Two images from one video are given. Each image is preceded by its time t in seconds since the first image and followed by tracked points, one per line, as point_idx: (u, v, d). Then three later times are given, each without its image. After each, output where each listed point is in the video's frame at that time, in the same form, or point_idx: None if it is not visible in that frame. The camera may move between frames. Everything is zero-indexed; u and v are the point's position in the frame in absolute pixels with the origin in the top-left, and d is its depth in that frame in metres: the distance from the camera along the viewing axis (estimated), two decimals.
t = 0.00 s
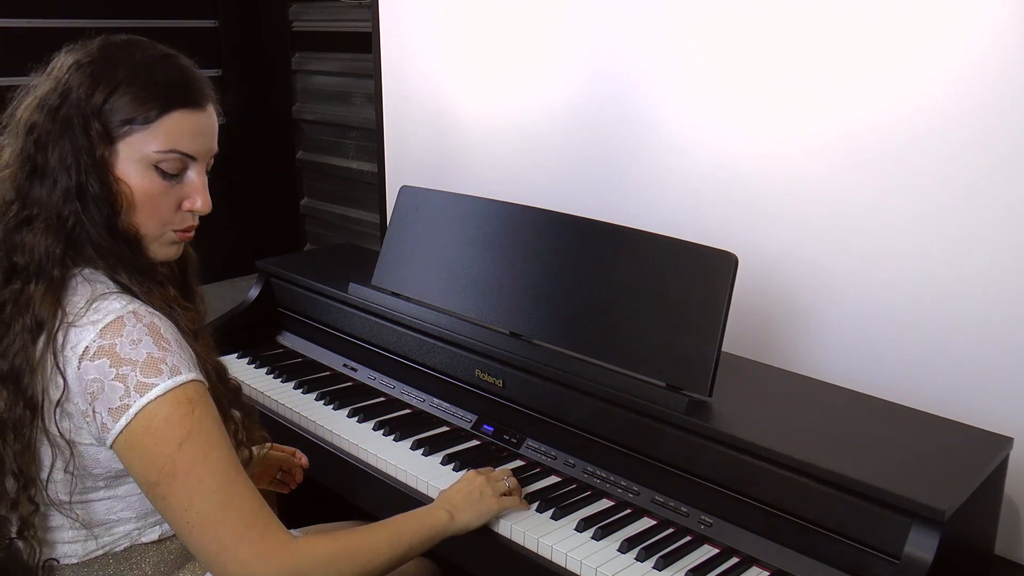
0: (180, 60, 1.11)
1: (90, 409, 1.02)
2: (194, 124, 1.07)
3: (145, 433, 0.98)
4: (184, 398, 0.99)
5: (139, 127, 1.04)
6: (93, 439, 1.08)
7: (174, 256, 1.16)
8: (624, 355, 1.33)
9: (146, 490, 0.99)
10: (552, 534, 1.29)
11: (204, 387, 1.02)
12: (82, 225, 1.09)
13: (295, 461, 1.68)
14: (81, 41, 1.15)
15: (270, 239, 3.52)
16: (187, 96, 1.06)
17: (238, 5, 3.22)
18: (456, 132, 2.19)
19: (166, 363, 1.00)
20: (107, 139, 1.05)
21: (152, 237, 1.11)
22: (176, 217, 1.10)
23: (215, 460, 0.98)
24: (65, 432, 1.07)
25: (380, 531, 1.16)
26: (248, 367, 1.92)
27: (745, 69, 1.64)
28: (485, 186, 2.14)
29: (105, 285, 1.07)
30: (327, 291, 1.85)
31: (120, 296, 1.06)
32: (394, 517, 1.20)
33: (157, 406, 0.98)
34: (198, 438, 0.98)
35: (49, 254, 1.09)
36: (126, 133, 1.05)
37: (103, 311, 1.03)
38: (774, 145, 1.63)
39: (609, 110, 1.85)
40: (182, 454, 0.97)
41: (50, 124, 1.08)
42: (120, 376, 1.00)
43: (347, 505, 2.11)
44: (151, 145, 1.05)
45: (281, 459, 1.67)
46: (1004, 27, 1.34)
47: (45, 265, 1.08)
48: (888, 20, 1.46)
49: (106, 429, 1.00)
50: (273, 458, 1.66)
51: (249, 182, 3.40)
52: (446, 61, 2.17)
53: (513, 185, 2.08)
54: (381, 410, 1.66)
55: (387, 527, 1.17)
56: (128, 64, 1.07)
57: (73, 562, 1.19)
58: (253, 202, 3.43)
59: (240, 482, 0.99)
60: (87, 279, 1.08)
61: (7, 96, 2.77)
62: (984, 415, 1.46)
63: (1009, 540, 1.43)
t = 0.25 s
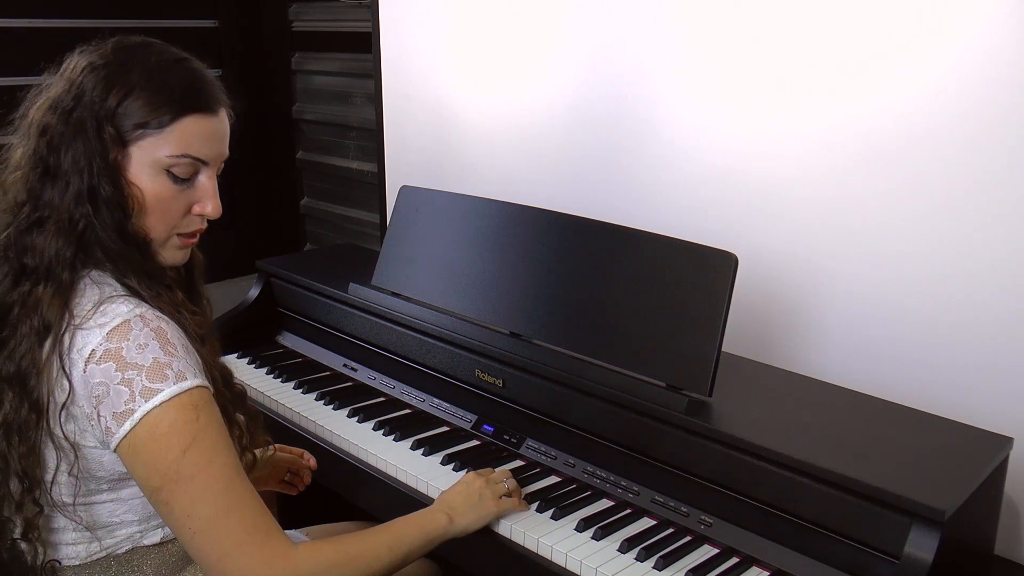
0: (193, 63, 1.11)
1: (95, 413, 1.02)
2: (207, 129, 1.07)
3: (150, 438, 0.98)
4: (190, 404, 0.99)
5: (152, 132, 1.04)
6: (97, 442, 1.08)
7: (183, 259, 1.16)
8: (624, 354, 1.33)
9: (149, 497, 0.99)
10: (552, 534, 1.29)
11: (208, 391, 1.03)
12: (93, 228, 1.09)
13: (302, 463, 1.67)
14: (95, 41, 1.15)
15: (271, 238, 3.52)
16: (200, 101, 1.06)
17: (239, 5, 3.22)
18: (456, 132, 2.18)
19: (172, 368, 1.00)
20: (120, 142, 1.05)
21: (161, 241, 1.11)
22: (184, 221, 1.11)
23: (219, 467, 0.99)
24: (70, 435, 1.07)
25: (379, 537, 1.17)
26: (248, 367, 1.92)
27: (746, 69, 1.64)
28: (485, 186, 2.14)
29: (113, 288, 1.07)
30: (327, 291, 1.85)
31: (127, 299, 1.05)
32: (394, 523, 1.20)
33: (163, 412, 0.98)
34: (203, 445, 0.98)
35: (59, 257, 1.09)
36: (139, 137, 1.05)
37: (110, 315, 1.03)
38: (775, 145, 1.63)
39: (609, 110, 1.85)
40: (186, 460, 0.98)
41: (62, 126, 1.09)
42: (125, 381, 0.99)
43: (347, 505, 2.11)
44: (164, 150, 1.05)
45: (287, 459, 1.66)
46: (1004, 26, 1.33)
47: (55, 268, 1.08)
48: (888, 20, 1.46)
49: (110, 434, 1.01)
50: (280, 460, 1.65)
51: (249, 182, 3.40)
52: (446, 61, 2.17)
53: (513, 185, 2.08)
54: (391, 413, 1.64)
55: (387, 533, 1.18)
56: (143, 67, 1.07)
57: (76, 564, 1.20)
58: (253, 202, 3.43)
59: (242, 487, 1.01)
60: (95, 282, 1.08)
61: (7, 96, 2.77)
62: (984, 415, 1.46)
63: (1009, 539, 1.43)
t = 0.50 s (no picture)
0: (197, 64, 1.11)
1: (96, 414, 1.02)
2: (209, 130, 1.07)
3: (152, 440, 0.98)
4: (192, 406, 0.99)
5: (152, 131, 1.04)
6: (99, 443, 1.07)
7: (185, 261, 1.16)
8: (624, 355, 1.33)
9: (151, 498, 0.99)
10: (552, 534, 1.29)
11: (210, 394, 1.03)
12: (93, 227, 1.09)
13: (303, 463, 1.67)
14: (98, 41, 1.15)
15: (270, 238, 3.52)
16: (202, 102, 1.06)
17: (238, 5, 3.22)
18: (456, 132, 2.18)
19: (173, 370, 1.00)
20: (120, 142, 1.05)
21: (162, 242, 1.11)
22: (187, 224, 1.11)
23: (221, 469, 0.99)
24: (72, 436, 1.07)
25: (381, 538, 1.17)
26: (248, 367, 1.92)
27: (746, 69, 1.64)
28: (485, 186, 2.14)
29: (115, 288, 1.07)
30: (327, 292, 1.85)
31: (129, 300, 1.05)
32: (394, 524, 1.21)
33: (164, 414, 0.98)
34: (205, 447, 0.98)
35: (60, 256, 1.09)
36: (139, 137, 1.05)
37: (112, 315, 1.03)
38: (775, 146, 1.63)
39: (609, 110, 1.85)
40: (188, 462, 0.98)
41: (63, 126, 1.09)
42: (127, 382, 0.99)
43: (347, 505, 2.11)
44: (164, 150, 1.04)
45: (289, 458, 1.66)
46: (1005, 27, 1.34)
47: (56, 267, 1.09)
48: (888, 21, 1.46)
49: (112, 434, 1.01)
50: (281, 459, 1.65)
51: (249, 182, 3.40)
52: (446, 61, 2.17)
53: (513, 186, 2.08)
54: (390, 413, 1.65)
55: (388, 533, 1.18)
56: (145, 66, 1.07)
57: (78, 564, 1.20)
58: (253, 202, 3.43)
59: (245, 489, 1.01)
60: (96, 282, 1.08)
61: (7, 96, 2.77)
62: (984, 415, 1.46)
63: (1009, 539, 1.43)
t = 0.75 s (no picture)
0: (196, 60, 1.10)
1: (99, 417, 1.02)
2: (213, 126, 1.07)
3: (153, 443, 0.98)
4: (194, 409, 0.99)
5: (158, 131, 1.04)
6: (101, 445, 1.07)
7: (192, 259, 1.16)
8: (623, 355, 1.33)
9: (152, 500, 0.99)
10: (553, 534, 1.29)
11: (213, 397, 1.02)
12: (100, 231, 1.09)
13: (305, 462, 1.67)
14: (97, 41, 1.14)
15: (270, 238, 3.52)
16: (204, 98, 1.06)
17: (238, 5, 3.22)
18: (456, 132, 2.18)
19: (176, 373, 1.00)
20: (127, 144, 1.05)
21: (171, 242, 1.11)
22: (194, 220, 1.11)
23: (222, 473, 0.99)
24: (74, 438, 1.07)
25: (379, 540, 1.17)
26: (248, 367, 1.92)
27: (746, 69, 1.64)
28: (486, 187, 2.14)
29: (118, 290, 1.07)
30: (327, 292, 1.85)
31: (132, 303, 1.05)
32: (393, 526, 1.21)
33: (166, 417, 0.98)
34: (206, 450, 0.98)
35: (66, 260, 1.08)
36: (146, 137, 1.05)
37: (115, 318, 1.03)
38: (775, 146, 1.63)
39: (609, 110, 1.85)
40: (189, 466, 0.98)
41: (68, 128, 1.08)
42: (129, 386, 0.99)
43: (348, 505, 2.11)
44: (170, 149, 1.05)
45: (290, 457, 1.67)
46: (1004, 26, 1.34)
47: (63, 272, 1.08)
48: (888, 21, 1.46)
49: (114, 437, 1.00)
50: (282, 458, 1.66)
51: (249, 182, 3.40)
52: (446, 61, 2.17)
53: (514, 185, 2.08)
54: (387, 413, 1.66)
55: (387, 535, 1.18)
56: (147, 65, 1.06)
57: (82, 564, 1.19)
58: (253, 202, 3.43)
59: (245, 492, 1.01)
60: (100, 284, 1.08)
61: (6, 96, 2.77)
62: (984, 415, 1.46)
63: (1009, 539, 1.43)
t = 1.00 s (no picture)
0: (199, 60, 1.10)
1: (100, 418, 1.02)
2: (217, 128, 1.07)
3: (155, 444, 0.98)
4: (196, 410, 0.99)
5: (163, 134, 1.04)
6: (102, 446, 1.08)
7: (196, 258, 1.17)
8: (624, 355, 1.33)
9: (154, 501, 0.99)
10: (553, 534, 1.29)
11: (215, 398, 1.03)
12: (104, 235, 1.09)
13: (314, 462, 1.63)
14: (97, 42, 1.14)
15: (270, 238, 3.52)
16: (208, 99, 1.06)
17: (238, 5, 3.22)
18: (456, 132, 2.18)
19: (178, 374, 1.00)
20: (134, 147, 1.05)
21: (177, 242, 1.12)
22: (200, 221, 1.11)
23: (223, 475, 0.99)
24: (74, 441, 1.07)
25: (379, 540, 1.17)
26: (248, 367, 1.92)
27: (746, 69, 1.64)
28: (486, 187, 2.14)
29: (120, 291, 1.07)
30: (327, 292, 1.85)
31: (133, 303, 1.05)
32: (394, 526, 1.21)
33: (168, 418, 0.98)
34: (208, 452, 0.98)
35: (70, 264, 1.08)
36: (151, 141, 1.05)
37: (116, 319, 1.03)
38: (776, 146, 1.63)
39: (610, 111, 1.85)
40: (191, 467, 0.98)
41: (72, 132, 1.08)
42: (131, 386, 0.99)
43: (347, 505, 2.11)
44: (175, 152, 1.05)
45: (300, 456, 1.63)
46: (1004, 27, 1.34)
47: (66, 277, 1.08)
48: (888, 21, 1.46)
49: (116, 438, 1.00)
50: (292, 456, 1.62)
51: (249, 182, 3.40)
52: (446, 61, 2.17)
53: (514, 186, 2.08)
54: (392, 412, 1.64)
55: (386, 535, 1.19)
56: (150, 68, 1.06)
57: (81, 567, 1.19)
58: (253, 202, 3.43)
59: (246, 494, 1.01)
60: (102, 286, 1.08)
61: (6, 96, 2.77)
62: (984, 415, 1.46)
63: (1009, 539, 1.43)
